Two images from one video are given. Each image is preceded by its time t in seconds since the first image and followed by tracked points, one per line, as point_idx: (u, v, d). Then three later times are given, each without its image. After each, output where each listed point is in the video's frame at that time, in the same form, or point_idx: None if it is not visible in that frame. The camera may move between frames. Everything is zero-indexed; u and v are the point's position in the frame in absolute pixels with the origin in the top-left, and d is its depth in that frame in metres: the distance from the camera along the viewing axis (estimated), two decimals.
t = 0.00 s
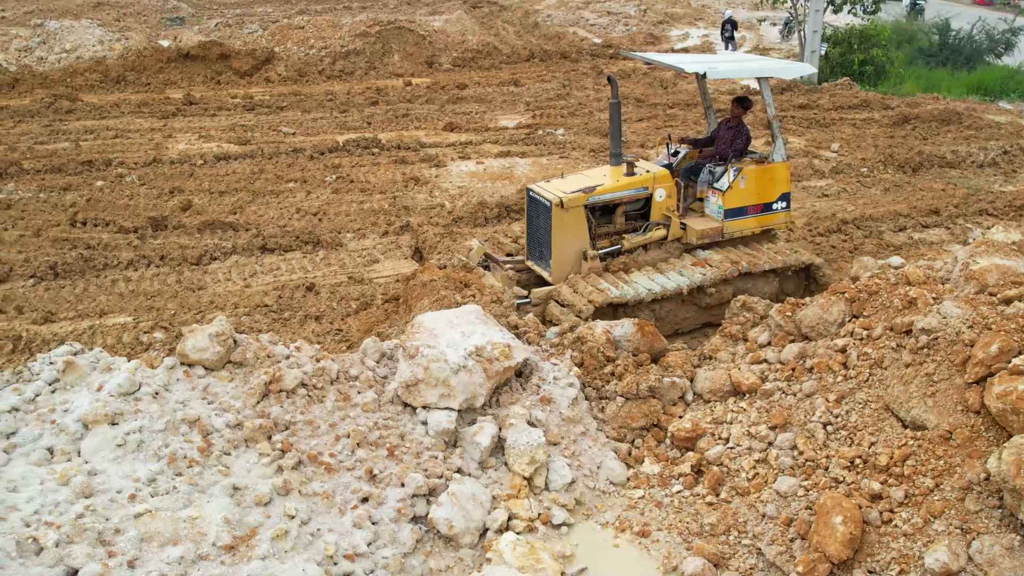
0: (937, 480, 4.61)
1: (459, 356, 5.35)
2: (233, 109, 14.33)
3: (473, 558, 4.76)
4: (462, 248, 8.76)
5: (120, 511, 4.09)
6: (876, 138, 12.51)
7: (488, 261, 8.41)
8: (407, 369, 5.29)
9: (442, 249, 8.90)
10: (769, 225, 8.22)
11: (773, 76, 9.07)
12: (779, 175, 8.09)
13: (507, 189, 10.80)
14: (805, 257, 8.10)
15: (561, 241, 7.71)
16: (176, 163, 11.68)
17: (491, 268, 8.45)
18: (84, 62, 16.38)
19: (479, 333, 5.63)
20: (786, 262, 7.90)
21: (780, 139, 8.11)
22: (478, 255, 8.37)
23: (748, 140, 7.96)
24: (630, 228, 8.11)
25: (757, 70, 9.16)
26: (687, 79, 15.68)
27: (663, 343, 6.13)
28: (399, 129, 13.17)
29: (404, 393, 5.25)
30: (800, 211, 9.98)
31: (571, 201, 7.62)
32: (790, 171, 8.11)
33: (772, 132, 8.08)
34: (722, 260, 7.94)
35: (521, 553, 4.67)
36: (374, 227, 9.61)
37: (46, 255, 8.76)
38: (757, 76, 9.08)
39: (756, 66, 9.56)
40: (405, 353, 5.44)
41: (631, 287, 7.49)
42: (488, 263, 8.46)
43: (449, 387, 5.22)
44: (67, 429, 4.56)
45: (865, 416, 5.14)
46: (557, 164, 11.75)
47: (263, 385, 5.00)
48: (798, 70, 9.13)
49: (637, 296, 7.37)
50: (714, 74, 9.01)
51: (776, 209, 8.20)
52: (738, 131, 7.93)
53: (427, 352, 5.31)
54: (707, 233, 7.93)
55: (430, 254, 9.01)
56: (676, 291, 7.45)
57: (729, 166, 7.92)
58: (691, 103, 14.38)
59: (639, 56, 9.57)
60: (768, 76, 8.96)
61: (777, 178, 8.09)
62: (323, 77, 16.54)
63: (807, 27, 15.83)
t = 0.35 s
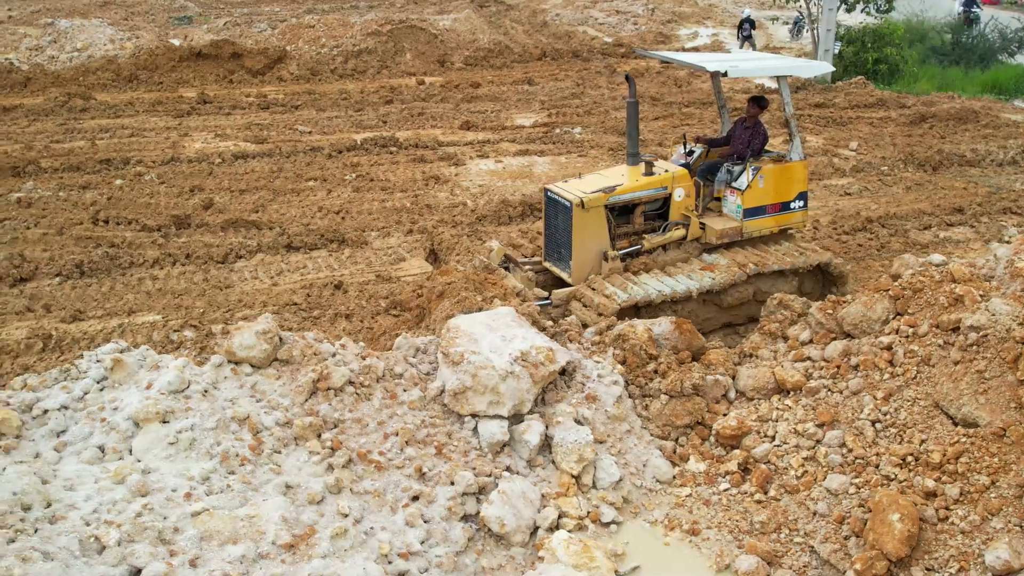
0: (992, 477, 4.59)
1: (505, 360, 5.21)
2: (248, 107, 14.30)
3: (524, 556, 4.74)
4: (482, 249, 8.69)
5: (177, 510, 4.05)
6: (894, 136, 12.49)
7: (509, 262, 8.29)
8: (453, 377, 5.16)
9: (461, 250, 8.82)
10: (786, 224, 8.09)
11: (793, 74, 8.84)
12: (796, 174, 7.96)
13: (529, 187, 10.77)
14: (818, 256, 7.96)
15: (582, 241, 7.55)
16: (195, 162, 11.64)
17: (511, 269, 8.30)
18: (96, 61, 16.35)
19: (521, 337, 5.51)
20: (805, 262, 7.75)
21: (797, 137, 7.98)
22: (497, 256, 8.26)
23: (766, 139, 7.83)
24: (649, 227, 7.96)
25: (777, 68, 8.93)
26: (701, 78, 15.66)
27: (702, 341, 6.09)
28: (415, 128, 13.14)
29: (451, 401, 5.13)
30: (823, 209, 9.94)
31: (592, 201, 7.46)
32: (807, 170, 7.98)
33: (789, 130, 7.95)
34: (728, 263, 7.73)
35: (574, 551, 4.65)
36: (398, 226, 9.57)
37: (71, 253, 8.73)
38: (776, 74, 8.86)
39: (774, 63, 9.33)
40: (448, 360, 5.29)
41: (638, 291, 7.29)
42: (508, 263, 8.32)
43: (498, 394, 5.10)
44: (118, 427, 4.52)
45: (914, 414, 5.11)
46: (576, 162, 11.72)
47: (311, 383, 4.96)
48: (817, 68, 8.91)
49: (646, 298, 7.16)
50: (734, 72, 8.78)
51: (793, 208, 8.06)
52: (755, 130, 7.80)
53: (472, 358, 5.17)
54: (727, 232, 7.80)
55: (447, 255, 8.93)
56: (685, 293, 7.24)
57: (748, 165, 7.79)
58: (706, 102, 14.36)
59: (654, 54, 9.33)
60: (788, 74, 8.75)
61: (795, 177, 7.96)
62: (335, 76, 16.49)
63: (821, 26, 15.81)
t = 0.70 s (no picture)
0: None
1: (559, 366, 5.13)
2: (263, 106, 14.26)
3: (581, 555, 4.71)
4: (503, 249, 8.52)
5: (240, 509, 4.01)
6: (913, 134, 12.45)
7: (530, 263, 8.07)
8: (507, 386, 5.07)
9: (481, 250, 8.75)
10: (806, 225, 7.84)
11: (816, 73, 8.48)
12: (817, 174, 7.71)
13: (551, 186, 10.75)
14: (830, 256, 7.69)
15: (604, 242, 7.30)
16: (215, 161, 11.60)
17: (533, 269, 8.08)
18: (108, 59, 16.30)
19: (569, 340, 5.42)
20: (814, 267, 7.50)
21: (817, 136, 7.71)
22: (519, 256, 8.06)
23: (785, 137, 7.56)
24: (669, 228, 7.67)
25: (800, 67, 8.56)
26: (715, 77, 15.65)
27: (744, 339, 6.06)
28: (433, 126, 13.11)
29: (508, 409, 5.04)
30: (848, 208, 9.91)
31: (614, 201, 7.22)
32: (828, 170, 7.75)
33: (810, 128, 7.67)
34: (734, 268, 7.48)
35: (632, 549, 4.63)
36: (424, 224, 9.54)
37: (99, 252, 8.69)
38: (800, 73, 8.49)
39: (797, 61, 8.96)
40: (499, 367, 5.18)
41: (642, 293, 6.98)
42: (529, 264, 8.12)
43: (555, 400, 5.01)
44: (174, 426, 4.48)
45: (967, 412, 5.09)
46: (597, 161, 11.70)
47: (363, 381, 4.93)
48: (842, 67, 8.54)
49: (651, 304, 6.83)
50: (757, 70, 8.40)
51: (813, 208, 7.82)
52: (774, 128, 7.51)
53: (527, 365, 5.07)
54: (748, 232, 7.54)
55: (466, 255, 8.85)
56: (690, 298, 6.97)
57: (769, 164, 7.51)
58: (722, 101, 14.35)
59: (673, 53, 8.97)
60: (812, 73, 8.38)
61: (815, 177, 7.72)
62: (348, 75, 16.45)
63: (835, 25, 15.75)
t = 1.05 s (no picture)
0: None
1: (613, 367, 5.11)
2: (280, 105, 14.23)
3: (637, 554, 4.69)
4: (513, 250, 8.07)
5: (305, 508, 3.99)
6: (932, 134, 12.43)
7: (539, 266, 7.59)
8: (562, 386, 5.06)
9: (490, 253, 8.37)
10: (821, 228, 7.41)
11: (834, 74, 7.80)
12: (833, 176, 7.26)
13: (574, 185, 10.72)
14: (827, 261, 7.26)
15: (616, 245, 6.90)
16: (234, 160, 11.57)
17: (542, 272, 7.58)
18: (121, 59, 16.26)
19: (620, 339, 5.39)
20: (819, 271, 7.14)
21: (833, 137, 7.32)
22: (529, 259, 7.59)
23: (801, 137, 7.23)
24: (681, 231, 7.26)
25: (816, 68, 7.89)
26: (730, 76, 15.64)
27: (787, 339, 6.04)
28: (451, 126, 13.09)
29: (563, 410, 5.02)
30: (872, 207, 9.87)
31: (627, 203, 6.81)
32: (844, 171, 7.30)
33: (824, 130, 7.32)
34: (722, 279, 7.02)
35: (689, 548, 4.62)
36: (450, 224, 9.51)
37: (126, 252, 8.67)
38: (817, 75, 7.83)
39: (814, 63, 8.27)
40: (554, 367, 5.17)
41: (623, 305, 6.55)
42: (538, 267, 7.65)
43: (611, 402, 5.01)
44: (230, 425, 4.46)
45: (1019, 410, 5.06)
46: (618, 160, 11.68)
47: (416, 380, 4.92)
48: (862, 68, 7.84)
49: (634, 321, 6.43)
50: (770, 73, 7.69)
51: (829, 211, 7.38)
52: (789, 128, 7.19)
53: (582, 367, 5.05)
54: (761, 235, 7.10)
55: (476, 259, 8.49)
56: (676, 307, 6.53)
57: (783, 166, 7.08)
58: (739, 100, 14.32)
59: (685, 56, 8.39)
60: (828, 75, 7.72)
61: (831, 180, 7.27)
62: (361, 74, 16.42)
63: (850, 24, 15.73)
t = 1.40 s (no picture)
0: None
1: (670, 364, 5.16)
2: (293, 105, 14.19)
3: (688, 552, 4.67)
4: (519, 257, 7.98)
5: (364, 507, 3.96)
6: (949, 133, 12.41)
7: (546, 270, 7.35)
8: (620, 379, 5.08)
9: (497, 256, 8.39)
10: (831, 232, 7.10)
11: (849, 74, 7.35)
12: (843, 178, 6.96)
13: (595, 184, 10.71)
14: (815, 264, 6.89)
15: (623, 249, 6.62)
16: (252, 159, 11.53)
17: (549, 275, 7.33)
18: (132, 58, 16.22)
19: (672, 340, 5.46)
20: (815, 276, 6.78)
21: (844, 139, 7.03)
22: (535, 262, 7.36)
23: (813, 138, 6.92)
24: (691, 233, 6.94)
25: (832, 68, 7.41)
26: (743, 76, 15.64)
27: (827, 338, 6.05)
28: (467, 125, 13.06)
29: (620, 403, 5.01)
30: (895, 206, 9.86)
31: (633, 206, 6.51)
32: (855, 174, 7.00)
33: (835, 131, 7.03)
34: (708, 286, 6.68)
35: (742, 547, 4.58)
36: (474, 223, 9.49)
37: (151, 251, 8.65)
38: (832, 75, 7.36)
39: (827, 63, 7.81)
40: (611, 360, 5.19)
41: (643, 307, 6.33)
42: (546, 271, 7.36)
43: (668, 396, 5.03)
44: (283, 423, 4.44)
45: None
46: (636, 159, 11.67)
47: (464, 378, 4.92)
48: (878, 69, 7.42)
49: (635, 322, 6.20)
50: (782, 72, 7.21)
51: (840, 214, 7.07)
52: (801, 130, 6.86)
53: (642, 359, 5.09)
54: (771, 239, 6.79)
55: (482, 262, 8.51)
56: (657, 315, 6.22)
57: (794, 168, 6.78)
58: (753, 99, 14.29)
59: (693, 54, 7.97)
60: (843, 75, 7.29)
61: (842, 182, 6.96)
62: (373, 73, 16.39)
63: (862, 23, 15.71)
